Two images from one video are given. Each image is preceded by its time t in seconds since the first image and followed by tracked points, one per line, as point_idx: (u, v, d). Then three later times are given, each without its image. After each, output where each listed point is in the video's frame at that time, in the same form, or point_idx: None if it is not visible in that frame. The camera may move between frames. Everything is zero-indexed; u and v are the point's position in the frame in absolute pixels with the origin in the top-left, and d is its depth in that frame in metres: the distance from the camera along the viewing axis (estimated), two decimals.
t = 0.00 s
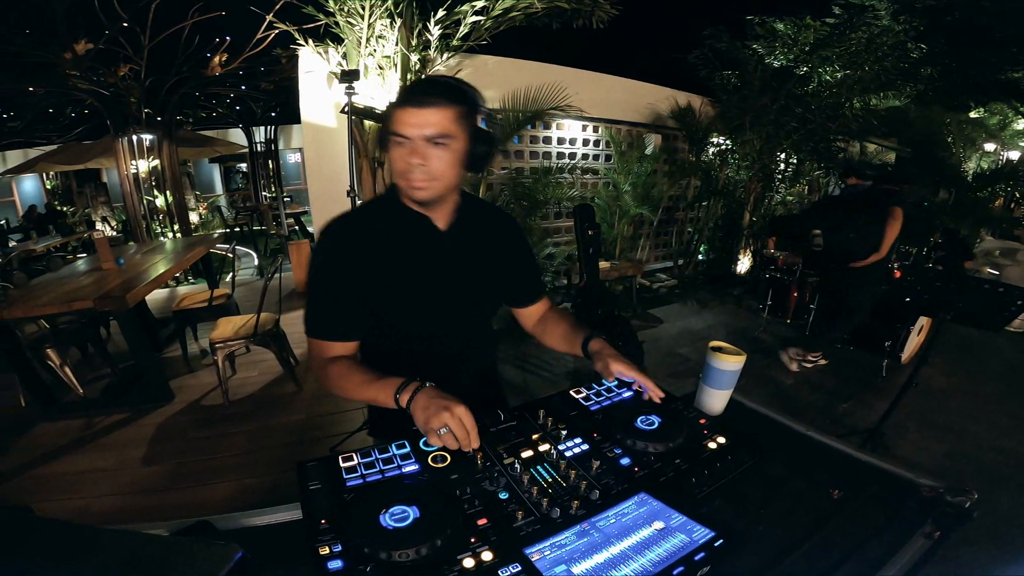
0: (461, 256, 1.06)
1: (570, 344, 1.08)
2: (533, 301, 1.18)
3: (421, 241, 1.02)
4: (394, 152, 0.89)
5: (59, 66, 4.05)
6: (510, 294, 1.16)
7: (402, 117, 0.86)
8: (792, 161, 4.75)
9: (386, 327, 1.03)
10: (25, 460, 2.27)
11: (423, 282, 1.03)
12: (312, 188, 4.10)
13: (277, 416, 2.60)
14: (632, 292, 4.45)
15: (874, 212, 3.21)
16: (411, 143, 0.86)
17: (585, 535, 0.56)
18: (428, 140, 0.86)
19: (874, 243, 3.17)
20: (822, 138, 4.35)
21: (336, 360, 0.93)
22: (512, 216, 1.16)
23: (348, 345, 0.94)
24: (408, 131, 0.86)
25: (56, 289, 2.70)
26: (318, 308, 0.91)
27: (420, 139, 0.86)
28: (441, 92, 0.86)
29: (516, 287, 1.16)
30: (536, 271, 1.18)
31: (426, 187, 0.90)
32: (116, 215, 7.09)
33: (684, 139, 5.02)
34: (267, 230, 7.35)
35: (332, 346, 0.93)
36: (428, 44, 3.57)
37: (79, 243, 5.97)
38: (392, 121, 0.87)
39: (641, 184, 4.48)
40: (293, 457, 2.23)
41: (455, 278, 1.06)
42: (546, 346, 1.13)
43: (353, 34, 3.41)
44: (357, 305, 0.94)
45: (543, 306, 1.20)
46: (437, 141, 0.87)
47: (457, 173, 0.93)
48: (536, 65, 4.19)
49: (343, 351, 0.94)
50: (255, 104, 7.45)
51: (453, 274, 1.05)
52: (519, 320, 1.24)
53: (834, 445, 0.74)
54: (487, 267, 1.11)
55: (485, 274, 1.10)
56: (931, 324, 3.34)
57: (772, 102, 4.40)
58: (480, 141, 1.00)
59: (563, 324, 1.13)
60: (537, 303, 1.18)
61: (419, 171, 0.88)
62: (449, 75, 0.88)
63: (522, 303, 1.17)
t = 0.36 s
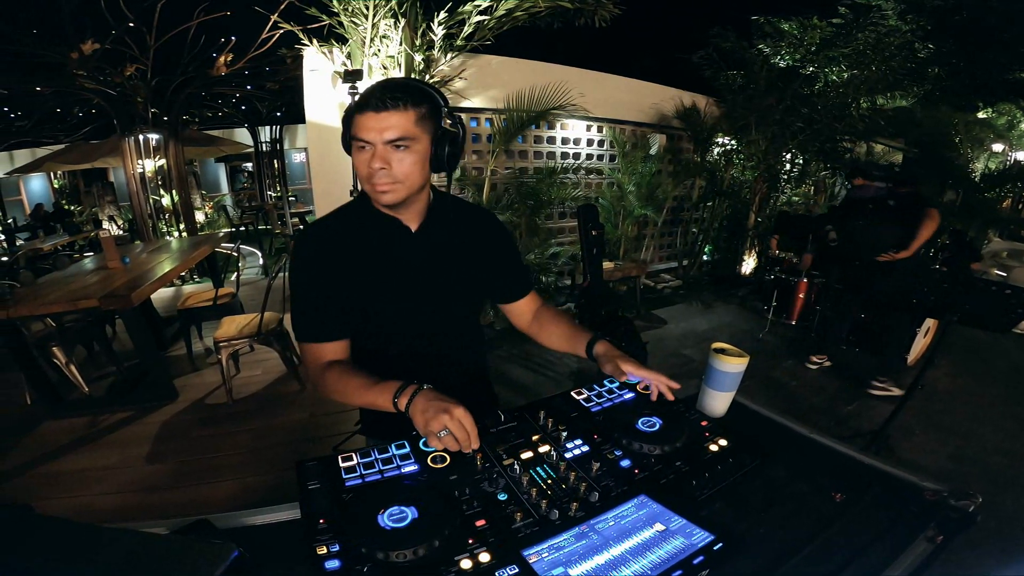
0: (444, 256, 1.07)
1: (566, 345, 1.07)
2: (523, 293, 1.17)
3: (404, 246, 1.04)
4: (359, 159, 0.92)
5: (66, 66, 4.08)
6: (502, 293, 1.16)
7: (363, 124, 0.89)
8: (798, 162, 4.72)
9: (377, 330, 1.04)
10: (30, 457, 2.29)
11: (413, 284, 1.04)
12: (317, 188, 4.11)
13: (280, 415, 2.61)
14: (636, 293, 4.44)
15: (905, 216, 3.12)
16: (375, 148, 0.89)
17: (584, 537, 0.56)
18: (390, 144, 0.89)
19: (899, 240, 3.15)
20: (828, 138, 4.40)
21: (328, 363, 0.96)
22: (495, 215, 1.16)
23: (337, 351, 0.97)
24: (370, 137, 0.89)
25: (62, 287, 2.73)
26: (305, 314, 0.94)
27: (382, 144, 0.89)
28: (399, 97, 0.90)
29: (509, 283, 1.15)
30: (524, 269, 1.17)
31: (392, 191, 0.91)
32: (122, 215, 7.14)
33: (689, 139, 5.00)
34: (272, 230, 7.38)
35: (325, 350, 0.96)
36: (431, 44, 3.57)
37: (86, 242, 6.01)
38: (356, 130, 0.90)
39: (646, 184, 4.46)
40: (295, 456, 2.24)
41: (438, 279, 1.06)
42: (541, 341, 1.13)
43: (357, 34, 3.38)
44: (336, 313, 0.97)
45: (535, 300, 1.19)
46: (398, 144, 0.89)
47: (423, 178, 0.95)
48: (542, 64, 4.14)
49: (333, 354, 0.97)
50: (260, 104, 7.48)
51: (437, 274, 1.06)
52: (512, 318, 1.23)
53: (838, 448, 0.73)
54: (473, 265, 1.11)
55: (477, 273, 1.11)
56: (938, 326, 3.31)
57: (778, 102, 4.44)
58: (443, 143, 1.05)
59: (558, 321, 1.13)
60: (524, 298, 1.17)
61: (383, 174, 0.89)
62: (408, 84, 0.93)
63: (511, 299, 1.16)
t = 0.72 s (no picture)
0: (450, 258, 1.07)
1: (566, 347, 1.07)
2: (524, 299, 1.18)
3: (413, 247, 1.04)
4: (396, 162, 0.90)
5: (74, 66, 4.10)
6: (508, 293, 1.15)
7: (401, 127, 0.86)
8: (804, 162, 4.70)
9: (379, 329, 1.04)
10: (35, 455, 2.31)
11: (417, 285, 1.04)
12: (321, 187, 4.13)
13: (283, 414, 2.61)
14: (640, 293, 4.43)
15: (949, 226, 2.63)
16: (416, 153, 0.88)
17: (582, 539, 0.56)
18: (432, 150, 0.88)
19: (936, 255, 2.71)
20: (834, 138, 4.38)
21: (329, 361, 0.96)
22: (502, 216, 1.15)
23: (338, 349, 0.97)
24: (412, 142, 0.87)
25: (69, 286, 2.75)
26: (311, 314, 0.95)
27: (424, 149, 0.88)
28: (437, 96, 0.86)
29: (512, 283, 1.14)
30: (529, 271, 1.17)
31: (432, 196, 0.94)
32: (129, 214, 7.19)
33: (694, 139, 4.98)
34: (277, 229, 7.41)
35: (326, 348, 0.96)
36: (435, 44, 3.57)
37: (93, 241, 6.07)
38: (393, 131, 0.87)
39: (650, 184, 4.45)
40: (298, 456, 2.24)
41: (443, 280, 1.06)
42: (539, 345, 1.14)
43: (361, 34, 3.42)
44: (342, 312, 0.97)
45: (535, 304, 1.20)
46: (439, 150, 0.89)
47: (457, 178, 0.97)
48: (546, 63, 4.13)
49: (335, 352, 0.97)
50: (265, 104, 7.51)
51: (443, 276, 1.06)
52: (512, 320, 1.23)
53: (841, 451, 0.73)
54: (479, 267, 1.11)
55: (481, 275, 1.11)
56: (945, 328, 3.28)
57: (784, 102, 4.35)
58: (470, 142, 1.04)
59: (558, 326, 1.13)
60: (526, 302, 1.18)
61: (425, 181, 0.91)
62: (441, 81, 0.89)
63: (511, 302, 1.17)
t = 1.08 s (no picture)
0: (455, 259, 1.06)
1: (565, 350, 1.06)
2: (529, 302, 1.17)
3: (419, 248, 1.04)
4: (416, 171, 0.90)
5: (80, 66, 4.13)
6: (512, 293, 1.14)
7: (423, 136, 0.87)
8: (809, 162, 4.66)
9: (382, 330, 1.04)
10: (41, 453, 2.33)
11: (421, 285, 1.04)
12: (325, 186, 4.14)
13: (287, 413, 2.62)
14: (644, 294, 4.41)
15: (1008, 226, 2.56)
16: (437, 163, 0.88)
17: (581, 541, 0.56)
18: (454, 160, 0.89)
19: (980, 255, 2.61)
20: (841, 138, 4.35)
21: (334, 364, 0.96)
22: (507, 217, 1.15)
23: (342, 352, 0.97)
24: (434, 151, 0.87)
25: (75, 284, 2.76)
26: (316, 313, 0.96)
27: (445, 159, 0.88)
28: (459, 106, 0.88)
29: (516, 284, 1.14)
30: (533, 273, 1.17)
31: (450, 205, 0.93)
32: (135, 214, 7.24)
33: (699, 139, 4.96)
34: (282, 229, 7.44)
35: (330, 352, 0.96)
36: (439, 44, 3.57)
37: (100, 240, 6.11)
38: (414, 140, 0.87)
39: (655, 184, 4.43)
40: (301, 455, 2.25)
41: (448, 282, 1.06)
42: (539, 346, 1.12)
43: (365, 33, 3.41)
44: (349, 314, 0.97)
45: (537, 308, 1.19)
46: (459, 159, 0.89)
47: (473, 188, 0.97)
48: (550, 63, 4.13)
49: (340, 355, 0.97)
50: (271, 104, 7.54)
51: (448, 277, 1.06)
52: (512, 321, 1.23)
53: (844, 454, 0.72)
54: (484, 268, 1.10)
55: (485, 276, 1.10)
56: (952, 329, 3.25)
57: (790, 102, 4.35)
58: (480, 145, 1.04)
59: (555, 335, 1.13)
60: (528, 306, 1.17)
61: (445, 190, 0.90)
62: (460, 91, 0.90)
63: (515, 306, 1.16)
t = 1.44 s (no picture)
0: (453, 259, 1.06)
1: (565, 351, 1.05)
2: (532, 301, 1.16)
3: (420, 249, 1.04)
4: (402, 175, 0.89)
5: (88, 66, 4.16)
6: (514, 294, 1.14)
7: (407, 139, 0.86)
8: (815, 162, 4.63)
9: (382, 330, 1.05)
10: (47, 450, 2.35)
11: (420, 285, 1.04)
12: (329, 186, 4.15)
13: (290, 412, 2.63)
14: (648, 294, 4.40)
15: None
16: (422, 166, 0.88)
17: (579, 544, 0.55)
18: (439, 162, 0.88)
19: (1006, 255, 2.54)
20: (847, 138, 4.32)
21: (334, 365, 0.99)
22: (507, 218, 1.15)
23: (342, 353, 1.00)
24: (418, 154, 0.87)
25: (81, 283, 2.78)
26: (318, 316, 0.98)
27: (430, 161, 0.88)
28: (443, 108, 0.87)
29: (517, 285, 1.13)
30: (536, 274, 1.16)
31: (437, 207, 0.93)
32: (141, 213, 7.29)
33: (704, 139, 4.94)
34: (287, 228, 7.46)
35: (330, 353, 0.99)
36: (443, 44, 3.57)
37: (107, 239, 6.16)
38: (398, 143, 0.87)
39: (659, 184, 4.42)
40: (303, 454, 2.25)
41: (447, 282, 1.06)
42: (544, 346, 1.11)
43: (369, 33, 3.41)
44: (345, 314, 1.01)
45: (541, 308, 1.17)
46: (445, 161, 0.89)
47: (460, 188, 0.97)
48: (555, 63, 4.12)
49: (339, 356, 1.00)
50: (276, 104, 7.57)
51: (447, 277, 1.06)
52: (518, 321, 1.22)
53: (847, 457, 0.71)
54: (484, 268, 1.10)
55: (485, 276, 1.10)
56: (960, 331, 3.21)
57: (795, 102, 4.33)
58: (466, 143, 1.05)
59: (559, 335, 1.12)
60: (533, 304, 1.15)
61: (432, 193, 0.90)
62: (443, 92, 0.90)
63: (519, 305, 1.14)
